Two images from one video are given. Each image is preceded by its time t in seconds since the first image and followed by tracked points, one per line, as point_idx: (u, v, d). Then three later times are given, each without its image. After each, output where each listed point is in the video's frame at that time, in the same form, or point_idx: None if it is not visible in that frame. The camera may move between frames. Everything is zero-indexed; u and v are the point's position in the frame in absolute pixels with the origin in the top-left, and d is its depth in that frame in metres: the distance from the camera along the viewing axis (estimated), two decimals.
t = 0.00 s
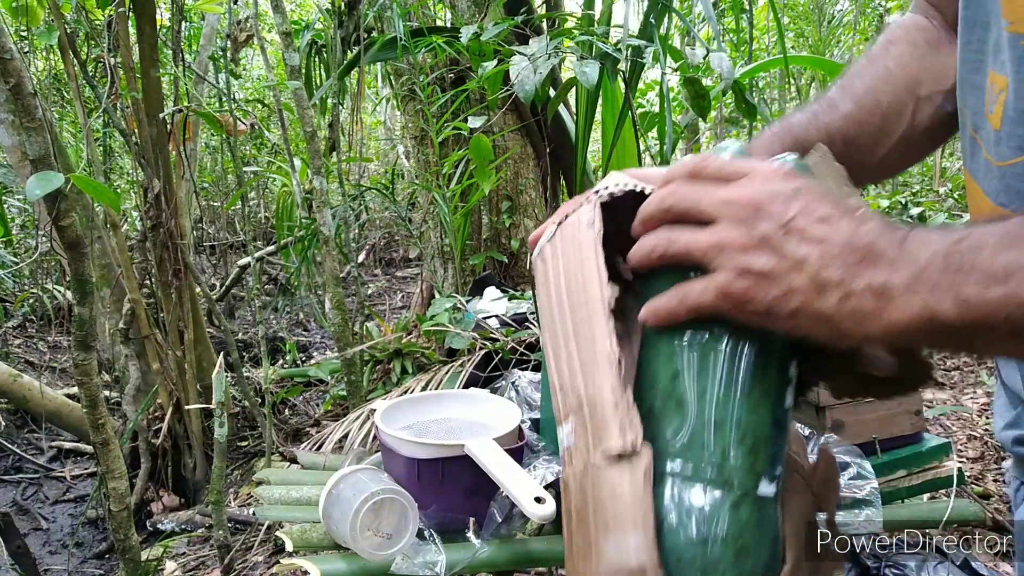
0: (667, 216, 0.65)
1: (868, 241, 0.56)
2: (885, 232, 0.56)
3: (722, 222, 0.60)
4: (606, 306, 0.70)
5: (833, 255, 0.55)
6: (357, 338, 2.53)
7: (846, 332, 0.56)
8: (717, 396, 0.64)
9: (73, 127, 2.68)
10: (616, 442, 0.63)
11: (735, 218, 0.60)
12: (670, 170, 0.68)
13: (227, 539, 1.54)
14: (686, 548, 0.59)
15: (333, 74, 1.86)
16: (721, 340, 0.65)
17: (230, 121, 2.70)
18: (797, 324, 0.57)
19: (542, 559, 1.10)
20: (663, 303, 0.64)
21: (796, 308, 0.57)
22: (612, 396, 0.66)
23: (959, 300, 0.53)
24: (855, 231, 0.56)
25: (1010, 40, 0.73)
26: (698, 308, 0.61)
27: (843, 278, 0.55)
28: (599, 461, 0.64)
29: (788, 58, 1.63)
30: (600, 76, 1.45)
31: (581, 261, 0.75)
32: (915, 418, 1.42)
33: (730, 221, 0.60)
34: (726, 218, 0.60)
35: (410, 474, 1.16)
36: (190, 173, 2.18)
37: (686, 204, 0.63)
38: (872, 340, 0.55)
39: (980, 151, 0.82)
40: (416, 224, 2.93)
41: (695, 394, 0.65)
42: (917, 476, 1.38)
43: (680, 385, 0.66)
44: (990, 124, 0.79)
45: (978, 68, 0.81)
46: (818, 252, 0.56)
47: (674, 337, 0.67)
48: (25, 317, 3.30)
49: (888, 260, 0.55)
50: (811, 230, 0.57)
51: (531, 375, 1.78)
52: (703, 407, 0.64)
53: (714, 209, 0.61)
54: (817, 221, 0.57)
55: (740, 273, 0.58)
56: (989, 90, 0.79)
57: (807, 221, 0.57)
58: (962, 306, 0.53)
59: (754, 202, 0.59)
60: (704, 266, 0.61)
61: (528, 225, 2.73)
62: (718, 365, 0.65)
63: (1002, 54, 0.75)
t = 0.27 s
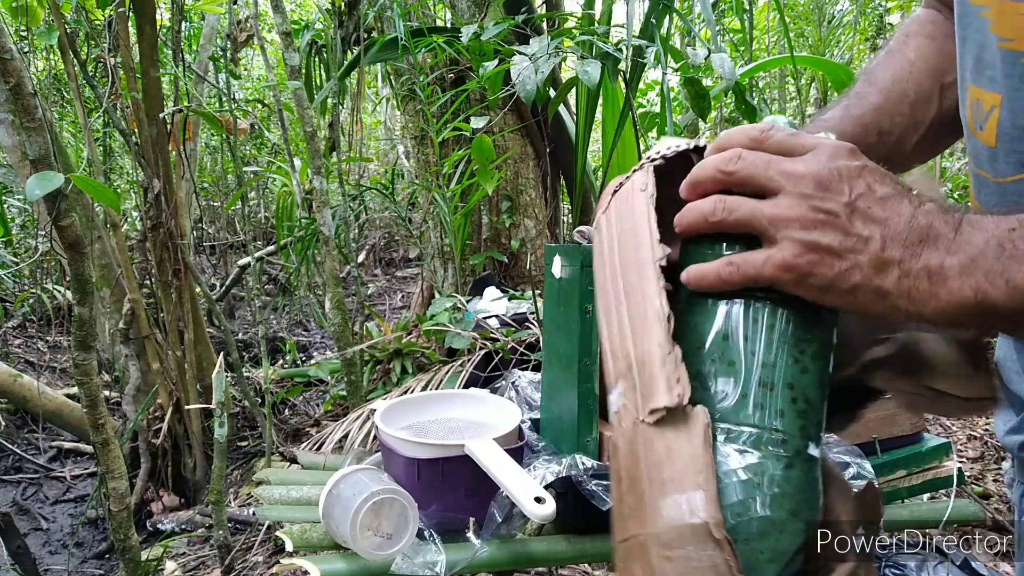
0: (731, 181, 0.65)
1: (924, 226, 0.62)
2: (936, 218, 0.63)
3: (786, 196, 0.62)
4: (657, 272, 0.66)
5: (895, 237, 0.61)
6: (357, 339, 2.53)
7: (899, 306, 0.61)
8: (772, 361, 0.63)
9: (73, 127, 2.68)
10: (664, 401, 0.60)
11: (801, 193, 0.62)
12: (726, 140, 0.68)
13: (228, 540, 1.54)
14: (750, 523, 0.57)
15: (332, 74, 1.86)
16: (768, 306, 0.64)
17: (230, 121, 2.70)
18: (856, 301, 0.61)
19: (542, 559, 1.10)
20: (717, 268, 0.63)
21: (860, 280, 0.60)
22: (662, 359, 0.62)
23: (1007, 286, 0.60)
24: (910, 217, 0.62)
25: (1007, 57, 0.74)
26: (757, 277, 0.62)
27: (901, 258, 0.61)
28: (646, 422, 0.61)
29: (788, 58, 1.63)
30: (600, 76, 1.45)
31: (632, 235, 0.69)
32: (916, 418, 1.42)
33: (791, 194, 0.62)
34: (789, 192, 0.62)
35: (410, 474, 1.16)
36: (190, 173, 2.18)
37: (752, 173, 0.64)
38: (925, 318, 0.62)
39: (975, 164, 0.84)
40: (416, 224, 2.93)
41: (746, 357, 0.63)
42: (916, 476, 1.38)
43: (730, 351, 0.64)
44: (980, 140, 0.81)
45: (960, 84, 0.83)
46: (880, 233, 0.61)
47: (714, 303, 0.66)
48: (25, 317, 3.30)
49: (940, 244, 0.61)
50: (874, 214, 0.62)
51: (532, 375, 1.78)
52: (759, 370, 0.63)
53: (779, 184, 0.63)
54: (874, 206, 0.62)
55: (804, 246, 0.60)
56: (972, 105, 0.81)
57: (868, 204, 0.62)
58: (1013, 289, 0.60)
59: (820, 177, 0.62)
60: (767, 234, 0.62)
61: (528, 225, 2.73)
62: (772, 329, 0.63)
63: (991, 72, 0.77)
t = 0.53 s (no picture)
0: (728, 186, 0.62)
1: (926, 232, 0.61)
2: (939, 221, 0.62)
3: (786, 204, 0.60)
4: (662, 298, 0.67)
5: (896, 244, 0.60)
6: (357, 339, 2.53)
7: (900, 311, 0.61)
8: (771, 367, 0.62)
9: (73, 127, 2.68)
10: (667, 422, 0.61)
11: (801, 202, 0.59)
12: (721, 139, 0.64)
13: (228, 540, 1.54)
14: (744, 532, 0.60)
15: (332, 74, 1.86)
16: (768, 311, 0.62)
17: (230, 121, 2.70)
18: (855, 307, 0.61)
19: (541, 559, 1.10)
20: (717, 272, 0.61)
21: (862, 289, 0.60)
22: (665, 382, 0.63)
23: (1010, 296, 0.61)
24: (914, 221, 0.61)
25: (1012, 60, 0.75)
26: (758, 285, 0.60)
27: (902, 266, 0.60)
28: (647, 441, 0.62)
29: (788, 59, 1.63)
30: (600, 77, 1.45)
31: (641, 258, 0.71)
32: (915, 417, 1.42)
33: (791, 201, 0.60)
34: (789, 201, 0.60)
35: (410, 474, 1.16)
36: (190, 173, 2.18)
37: (750, 179, 0.61)
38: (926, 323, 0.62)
39: (979, 167, 0.84)
40: (416, 224, 2.94)
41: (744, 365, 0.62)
42: (915, 476, 1.38)
43: (729, 358, 0.63)
44: (988, 141, 0.81)
45: (969, 84, 0.83)
46: (883, 241, 0.60)
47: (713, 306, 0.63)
48: (25, 317, 3.31)
49: (942, 252, 0.61)
50: (876, 220, 0.60)
51: (531, 375, 1.79)
52: (759, 378, 0.62)
53: (780, 191, 0.60)
54: (878, 211, 0.60)
55: (803, 257, 0.59)
56: (984, 106, 0.81)
57: (871, 209, 0.60)
58: (1016, 299, 0.61)
59: (822, 186, 0.59)
60: (765, 242, 0.60)
61: (528, 225, 2.73)
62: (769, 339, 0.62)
63: (1001, 72, 0.77)
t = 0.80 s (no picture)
0: (717, 169, 0.55)
1: (928, 205, 0.58)
2: (939, 191, 0.58)
3: (785, 188, 0.55)
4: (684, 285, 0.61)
5: (901, 222, 0.57)
6: (357, 339, 2.53)
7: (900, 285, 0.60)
8: (776, 350, 0.59)
9: (73, 127, 2.68)
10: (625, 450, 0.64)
11: (804, 187, 0.54)
12: (707, 102, 0.55)
13: (228, 540, 1.54)
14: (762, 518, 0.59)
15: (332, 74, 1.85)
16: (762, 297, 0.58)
17: (230, 121, 2.70)
18: (859, 282, 0.59)
19: (542, 559, 1.10)
20: (715, 262, 0.56)
21: (867, 268, 0.58)
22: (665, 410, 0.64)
23: (1009, 270, 0.61)
24: (917, 188, 0.57)
25: (1006, 60, 0.76)
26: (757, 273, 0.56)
27: (905, 244, 0.58)
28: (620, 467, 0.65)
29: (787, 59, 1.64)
30: (600, 76, 1.45)
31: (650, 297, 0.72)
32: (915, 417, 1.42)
33: (792, 186, 0.54)
34: (790, 185, 0.54)
35: (410, 473, 1.16)
36: (190, 173, 2.17)
37: (746, 159, 0.54)
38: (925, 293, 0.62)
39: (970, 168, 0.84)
40: (416, 224, 2.94)
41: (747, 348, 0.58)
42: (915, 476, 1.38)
43: (732, 345, 0.58)
44: (977, 143, 0.81)
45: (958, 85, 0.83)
46: (886, 220, 0.56)
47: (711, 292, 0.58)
48: (25, 317, 3.30)
49: (944, 224, 0.58)
50: (881, 197, 0.56)
51: (531, 375, 1.79)
52: (764, 363, 0.59)
53: (779, 173, 0.54)
54: (883, 186, 0.56)
55: (808, 244, 0.55)
56: (971, 108, 0.82)
57: (876, 185, 0.55)
58: (1015, 274, 0.61)
59: (826, 167, 0.54)
60: (767, 230, 0.55)
61: (528, 226, 2.73)
62: (776, 319, 0.58)
63: (990, 73, 0.78)
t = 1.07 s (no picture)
0: (765, 145, 0.48)
1: (990, 189, 0.51)
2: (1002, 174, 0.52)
3: (840, 169, 0.48)
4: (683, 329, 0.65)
5: (962, 207, 0.50)
6: (357, 339, 2.53)
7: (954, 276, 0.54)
8: (814, 339, 0.51)
9: (73, 126, 2.68)
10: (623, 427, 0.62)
11: (858, 168, 0.47)
12: (751, 70, 0.48)
13: (228, 539, 1.54)
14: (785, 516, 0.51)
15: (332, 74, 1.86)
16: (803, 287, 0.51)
17: (230, 121, 2.70)
18: (909, 273, 0.52)
19: (542, 558, 1.10)
20: (755, 246, 0.48)
21: (920, 262, 0.51)
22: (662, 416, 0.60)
23: None
24: (979, 170, 0.50)
25: (1007, 59, 0.77)
26: (802, 260, 0.49)
27: (964, 232, 0.51)
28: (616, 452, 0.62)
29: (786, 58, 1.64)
30: (600, 76, 1.45)
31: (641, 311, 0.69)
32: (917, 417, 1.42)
33: (846, 168, 0.47)
34: (844, 165, 0.47)
35: (410, 473, 1.16)
36: (190, 173, 2.17)
37: (797, 135, 0.47)
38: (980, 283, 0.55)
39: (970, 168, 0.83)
40: (416, 224, 2.94)
41: (782, 336, 0.50)
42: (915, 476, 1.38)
43: (765, 331, 0.50)
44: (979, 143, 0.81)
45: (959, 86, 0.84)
46: (946, 206, 0.49)
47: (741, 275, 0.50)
48: (25, 317, 3.31)
49: (1007, 211, 0.52)
50: (941, 179, 0.49)
51: (531, 375, 1.78)
52: (800, 353, 0.51)
53: (835, 153, 0.47)
54: (944, 168, 0.49)
55: (859, 232, 0.48)
56: (973, 109, 0.82)
57: (937, 166, 0.49)
58: None
59: (887, 148, 0.47)
60: (816, 214, 0.48)
61: (528, 226, 2.72)
62: (817, 306, 0.50)
63: (990, 74, 0.79)
